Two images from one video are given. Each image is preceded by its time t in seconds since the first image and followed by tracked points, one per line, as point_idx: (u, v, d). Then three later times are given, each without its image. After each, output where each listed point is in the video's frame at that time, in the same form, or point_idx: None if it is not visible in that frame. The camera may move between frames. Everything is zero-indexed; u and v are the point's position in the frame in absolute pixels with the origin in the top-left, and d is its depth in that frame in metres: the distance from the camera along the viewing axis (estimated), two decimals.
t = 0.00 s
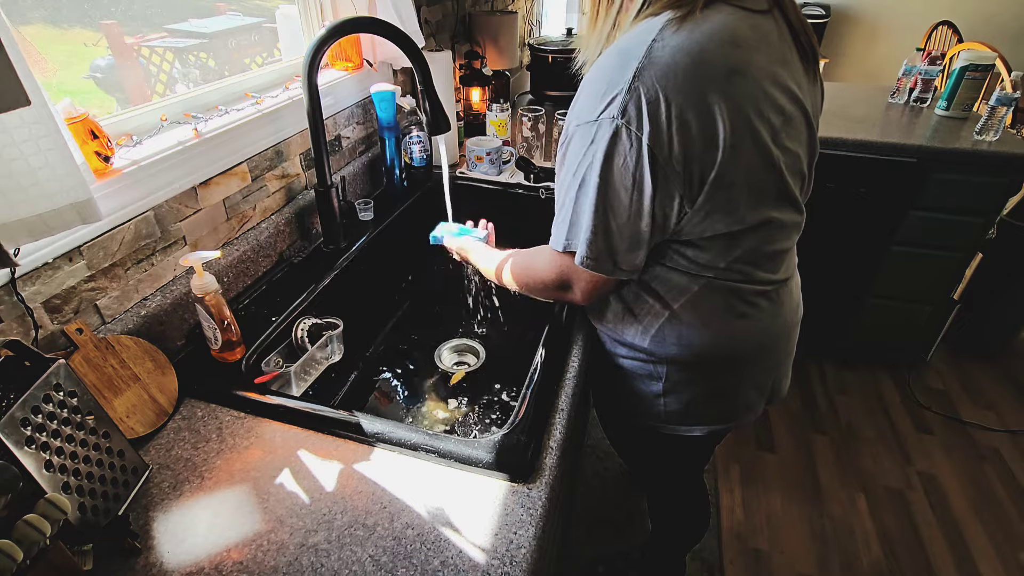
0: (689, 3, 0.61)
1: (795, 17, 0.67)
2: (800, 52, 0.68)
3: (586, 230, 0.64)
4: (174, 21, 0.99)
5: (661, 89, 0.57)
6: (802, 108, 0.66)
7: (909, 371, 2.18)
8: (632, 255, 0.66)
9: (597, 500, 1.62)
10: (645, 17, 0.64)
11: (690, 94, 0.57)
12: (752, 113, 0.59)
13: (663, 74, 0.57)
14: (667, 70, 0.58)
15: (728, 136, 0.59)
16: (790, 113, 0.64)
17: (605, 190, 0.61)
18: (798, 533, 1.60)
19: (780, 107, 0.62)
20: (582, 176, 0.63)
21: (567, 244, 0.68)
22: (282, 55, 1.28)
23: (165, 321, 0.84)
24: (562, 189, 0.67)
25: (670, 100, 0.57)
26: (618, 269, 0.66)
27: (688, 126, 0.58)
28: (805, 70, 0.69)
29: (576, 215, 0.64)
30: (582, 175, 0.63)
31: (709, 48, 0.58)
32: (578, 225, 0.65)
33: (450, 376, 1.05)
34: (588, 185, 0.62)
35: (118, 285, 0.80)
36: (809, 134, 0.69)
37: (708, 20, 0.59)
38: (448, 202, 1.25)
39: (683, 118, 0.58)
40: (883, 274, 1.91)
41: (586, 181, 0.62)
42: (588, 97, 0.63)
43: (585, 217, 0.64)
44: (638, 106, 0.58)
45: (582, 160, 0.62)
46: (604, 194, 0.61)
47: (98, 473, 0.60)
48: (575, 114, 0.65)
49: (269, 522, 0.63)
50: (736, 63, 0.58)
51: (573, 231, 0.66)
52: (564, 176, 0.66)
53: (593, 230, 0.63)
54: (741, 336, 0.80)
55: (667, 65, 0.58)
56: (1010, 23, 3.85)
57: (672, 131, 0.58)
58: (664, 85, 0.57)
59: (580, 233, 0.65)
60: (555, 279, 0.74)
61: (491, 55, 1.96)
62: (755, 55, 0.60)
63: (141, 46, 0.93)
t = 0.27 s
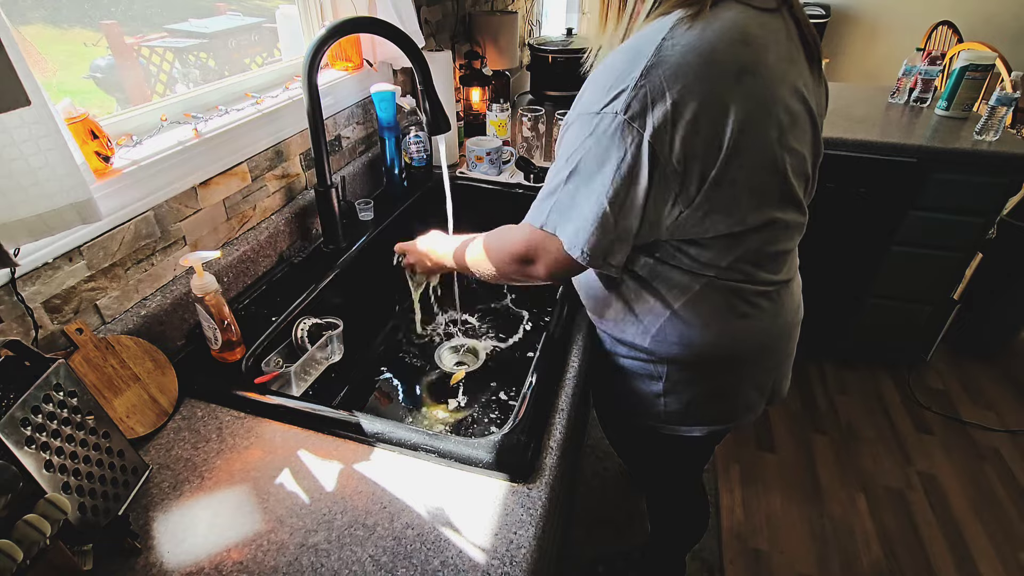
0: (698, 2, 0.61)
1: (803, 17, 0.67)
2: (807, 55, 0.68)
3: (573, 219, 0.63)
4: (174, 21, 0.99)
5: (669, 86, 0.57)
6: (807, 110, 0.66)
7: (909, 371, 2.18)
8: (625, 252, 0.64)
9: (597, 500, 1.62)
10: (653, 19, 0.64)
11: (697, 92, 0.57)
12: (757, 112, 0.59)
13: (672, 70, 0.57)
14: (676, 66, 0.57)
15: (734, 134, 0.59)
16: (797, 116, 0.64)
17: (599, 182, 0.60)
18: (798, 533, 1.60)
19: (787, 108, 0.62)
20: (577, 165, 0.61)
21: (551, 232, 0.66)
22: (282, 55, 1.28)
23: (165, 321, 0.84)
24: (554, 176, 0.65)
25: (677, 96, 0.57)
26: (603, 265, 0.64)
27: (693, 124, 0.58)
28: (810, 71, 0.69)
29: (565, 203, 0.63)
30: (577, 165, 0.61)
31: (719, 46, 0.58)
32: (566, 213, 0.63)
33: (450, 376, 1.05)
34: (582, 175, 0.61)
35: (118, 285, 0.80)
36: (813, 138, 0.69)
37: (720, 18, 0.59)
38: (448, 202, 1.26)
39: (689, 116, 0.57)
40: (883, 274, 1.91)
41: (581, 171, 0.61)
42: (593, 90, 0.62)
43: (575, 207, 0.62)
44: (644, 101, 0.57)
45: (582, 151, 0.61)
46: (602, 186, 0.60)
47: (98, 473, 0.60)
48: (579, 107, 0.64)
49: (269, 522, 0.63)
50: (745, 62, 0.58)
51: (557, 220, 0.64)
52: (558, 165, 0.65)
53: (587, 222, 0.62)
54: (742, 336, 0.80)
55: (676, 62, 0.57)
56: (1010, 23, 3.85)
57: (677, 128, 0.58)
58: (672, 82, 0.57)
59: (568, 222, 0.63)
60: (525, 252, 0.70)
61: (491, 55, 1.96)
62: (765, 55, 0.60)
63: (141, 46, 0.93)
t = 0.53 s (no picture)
0: None
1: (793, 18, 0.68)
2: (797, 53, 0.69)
3: (607, 230, 0.56)
4: (174, 21, 0.99)
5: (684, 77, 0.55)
6: (804, 102, 0.66)
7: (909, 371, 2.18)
8: (663, 255, 0.59)
9: (597, 500, 1.62)
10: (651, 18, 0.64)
11: (711, 81, 0.56)
12: (764, 102, 0.59)
13: (686, 62, 0.55)
14: (690, 59, 0.56)
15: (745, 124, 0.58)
16: (797, 107, 0.64)
17: (629, 183, 0.55)
18: (798, 534, 1.60)
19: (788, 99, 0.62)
20: (602, 169, 0.56)
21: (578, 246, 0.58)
22: (281, 55, 1.28)
23: (165, 321, 0.84)
24: (570, 186, 0.59)
25: (695, 88, 0.55)
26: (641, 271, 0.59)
27: (711, 115, 0.56)
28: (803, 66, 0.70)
29: (591, 210, 0.57)
30: (601, 168, 0.56)
31: (726, 38, 0.57)
32: (595, 224, 0.57)
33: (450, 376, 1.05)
34: (609, 178, 0.55)
35: (118, 285, 0.80)
36: (810, 133, 0.70)
37: (721, 12, 0.59)
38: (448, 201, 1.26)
39: (706, 105, 0.56)
40: (883, 274, 1.91)
41: (606, 173, 0.56)
42: (605, 91, 0.58)
43: (604, 213, 0.56)
44: (665, 95, 0.54)
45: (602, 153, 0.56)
46: (630, 185, 0.55)
47: (98, 473, 0.60)
48: (589, 111, 0.60)
49: (269, 522, 0.63)
50: (751, 53, 0.58)
51: (584, 229, 0.58)
52: (573, 174, 0.59)
53: (619, 225, 0.56)
54: (742, 336, 0.80)
55: (690, 55, 0.56)
56: (1010, 23, 3.85)
57: (697, 119, 0.56)
58: (689, 74, 0.55)
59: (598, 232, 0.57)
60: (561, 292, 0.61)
61: (491, 55, 1.96)
62: (767, 47, 0.60)
63: (141, 46, 0.93)
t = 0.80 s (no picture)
0: None
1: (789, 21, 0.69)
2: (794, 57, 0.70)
3: (545, 213, 0.55)
4: (174, 21, 0.99)
5: (662, 75, 0.54)
6: (800, 108, 0.66)
7: (909, 371, 2.18)
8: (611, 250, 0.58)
9: (598, 500, 1.62)
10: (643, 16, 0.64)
11: (695, 81, 0.55)
12: (752, 107, 0.59)
13: (668, 61, 0.55)
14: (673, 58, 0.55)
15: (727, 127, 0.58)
16: (790, 114, 0.64)
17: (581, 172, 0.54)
18: (798, 534, 1.60)
19: (781, 106, 0.62)
20: (553, 152, 0.55)
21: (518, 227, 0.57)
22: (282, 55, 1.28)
23: (165, 321, 0.84)
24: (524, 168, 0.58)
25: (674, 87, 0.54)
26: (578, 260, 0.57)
27: (690, 115, 0.55)
28: (800, 68, 0.70)
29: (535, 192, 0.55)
30: (554, 152, 0.55)
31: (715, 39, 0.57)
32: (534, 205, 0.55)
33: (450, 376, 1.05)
34: (559, 163, 0.54)
35: (118, 285, 0.80)
36: (804, 138, 0.69)
37: (712, 13, 0.59)
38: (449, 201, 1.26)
39: (687, 105, 0.55)
40: (883, 274, 1.91)
41: (558, 157, 0.55)
42: (580, 82, 0.58)
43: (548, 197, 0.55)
44: (637, 90, 0.54)
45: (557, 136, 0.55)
46: (581, 172, 0.54)
47: (98, 473, 0.60)
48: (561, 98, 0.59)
49: (269, 522, 0.63)
50: (740, 55, 0.58)
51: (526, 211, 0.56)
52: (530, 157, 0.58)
53: (560, 211, 0.55)
54: (741, 336, 0.80)
55: (673, 53, 0.55)
56: (1010, 23, 3.85)
57: (672, 118, 0.55)
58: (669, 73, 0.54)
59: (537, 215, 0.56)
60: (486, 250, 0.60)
61: (491, 55, 1.96)
62: (758, 50, 0.60)
63: (141, 46, 0.93)
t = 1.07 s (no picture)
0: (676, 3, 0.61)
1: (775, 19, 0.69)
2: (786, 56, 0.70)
3: (555, 224, 0.56)
4: (174, 21, 0.99)
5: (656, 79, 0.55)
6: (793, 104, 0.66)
7: (909, 371, 2.18)
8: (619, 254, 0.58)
9: (598, 500, 1.62)
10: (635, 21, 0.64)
11: (690, 85, 0.56)
12: (748, 105, 0.58)
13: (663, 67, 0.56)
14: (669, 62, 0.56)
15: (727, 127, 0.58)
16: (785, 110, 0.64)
17: (589, 182, 0.55)
18: (798, 534, 1.60)
19: (777, 103, 0.62)
20: (559, 164, 0.56)
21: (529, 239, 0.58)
22: (282, 55, 1.28)
23: (165, 321, 0.84)
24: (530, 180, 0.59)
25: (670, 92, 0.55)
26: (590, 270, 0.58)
27: (687, 118, 0.56)
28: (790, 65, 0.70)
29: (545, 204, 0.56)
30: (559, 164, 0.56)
31: (708, 42, 0.57)
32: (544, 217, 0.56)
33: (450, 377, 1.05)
34: (566, 174, 0.55)
35: (118, 285, 0.80)
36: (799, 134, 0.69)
37: (701, 15, 0.59)
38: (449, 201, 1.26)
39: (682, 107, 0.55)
40: (883, 274, 1.91)
41: (565, 169, 0.55)
42: (578, 92, 0.59)
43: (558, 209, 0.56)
44: (636, 97, 0.54)
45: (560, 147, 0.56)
46: (587, 182, 0.55)
47: (98, 473, 0.60)
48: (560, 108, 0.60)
49: (269, 522, 0.63)
50: (733, 54, 0.58)
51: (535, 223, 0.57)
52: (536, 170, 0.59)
53: (569, 221, 0.55)
54: (741, 336, 0.80)
55: (668, 59, 0.56)
56: (1010, 23, 3.86)
57: (670, 122, 0.55)
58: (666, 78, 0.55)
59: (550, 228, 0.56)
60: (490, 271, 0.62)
61: (491, 55, 1.96)
62: (751, 49, 0.60)
63: (141, 46, 0.93)
